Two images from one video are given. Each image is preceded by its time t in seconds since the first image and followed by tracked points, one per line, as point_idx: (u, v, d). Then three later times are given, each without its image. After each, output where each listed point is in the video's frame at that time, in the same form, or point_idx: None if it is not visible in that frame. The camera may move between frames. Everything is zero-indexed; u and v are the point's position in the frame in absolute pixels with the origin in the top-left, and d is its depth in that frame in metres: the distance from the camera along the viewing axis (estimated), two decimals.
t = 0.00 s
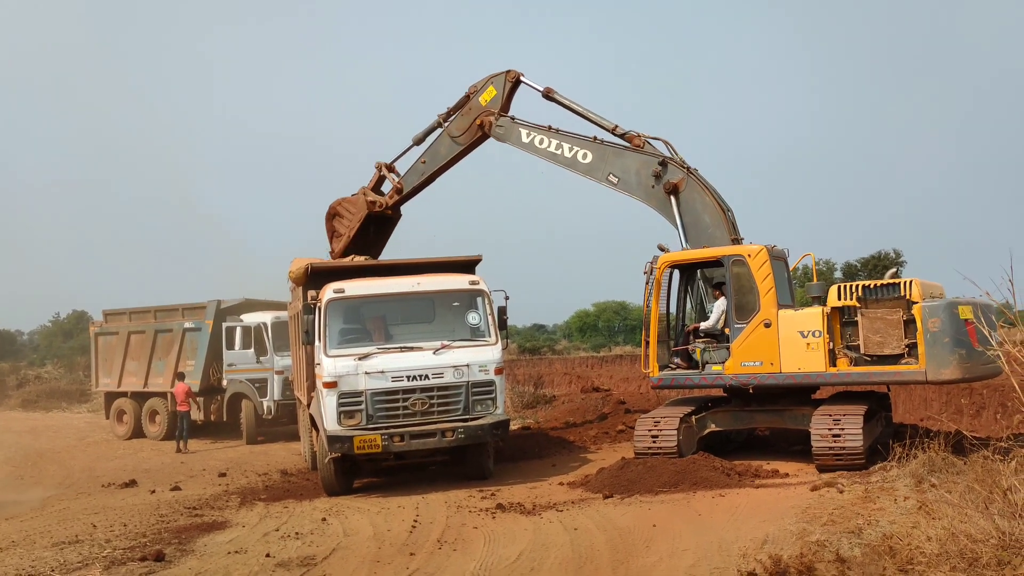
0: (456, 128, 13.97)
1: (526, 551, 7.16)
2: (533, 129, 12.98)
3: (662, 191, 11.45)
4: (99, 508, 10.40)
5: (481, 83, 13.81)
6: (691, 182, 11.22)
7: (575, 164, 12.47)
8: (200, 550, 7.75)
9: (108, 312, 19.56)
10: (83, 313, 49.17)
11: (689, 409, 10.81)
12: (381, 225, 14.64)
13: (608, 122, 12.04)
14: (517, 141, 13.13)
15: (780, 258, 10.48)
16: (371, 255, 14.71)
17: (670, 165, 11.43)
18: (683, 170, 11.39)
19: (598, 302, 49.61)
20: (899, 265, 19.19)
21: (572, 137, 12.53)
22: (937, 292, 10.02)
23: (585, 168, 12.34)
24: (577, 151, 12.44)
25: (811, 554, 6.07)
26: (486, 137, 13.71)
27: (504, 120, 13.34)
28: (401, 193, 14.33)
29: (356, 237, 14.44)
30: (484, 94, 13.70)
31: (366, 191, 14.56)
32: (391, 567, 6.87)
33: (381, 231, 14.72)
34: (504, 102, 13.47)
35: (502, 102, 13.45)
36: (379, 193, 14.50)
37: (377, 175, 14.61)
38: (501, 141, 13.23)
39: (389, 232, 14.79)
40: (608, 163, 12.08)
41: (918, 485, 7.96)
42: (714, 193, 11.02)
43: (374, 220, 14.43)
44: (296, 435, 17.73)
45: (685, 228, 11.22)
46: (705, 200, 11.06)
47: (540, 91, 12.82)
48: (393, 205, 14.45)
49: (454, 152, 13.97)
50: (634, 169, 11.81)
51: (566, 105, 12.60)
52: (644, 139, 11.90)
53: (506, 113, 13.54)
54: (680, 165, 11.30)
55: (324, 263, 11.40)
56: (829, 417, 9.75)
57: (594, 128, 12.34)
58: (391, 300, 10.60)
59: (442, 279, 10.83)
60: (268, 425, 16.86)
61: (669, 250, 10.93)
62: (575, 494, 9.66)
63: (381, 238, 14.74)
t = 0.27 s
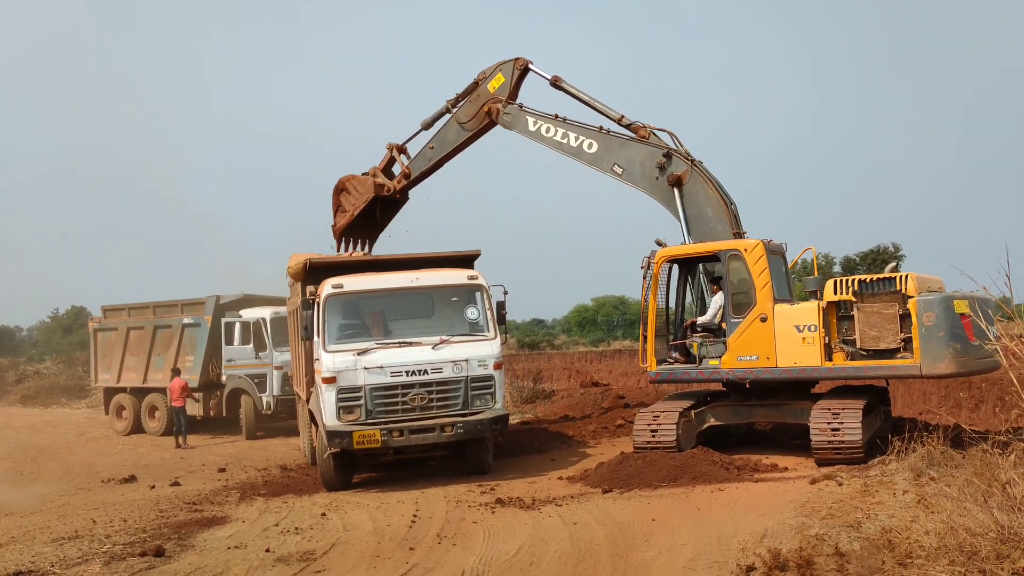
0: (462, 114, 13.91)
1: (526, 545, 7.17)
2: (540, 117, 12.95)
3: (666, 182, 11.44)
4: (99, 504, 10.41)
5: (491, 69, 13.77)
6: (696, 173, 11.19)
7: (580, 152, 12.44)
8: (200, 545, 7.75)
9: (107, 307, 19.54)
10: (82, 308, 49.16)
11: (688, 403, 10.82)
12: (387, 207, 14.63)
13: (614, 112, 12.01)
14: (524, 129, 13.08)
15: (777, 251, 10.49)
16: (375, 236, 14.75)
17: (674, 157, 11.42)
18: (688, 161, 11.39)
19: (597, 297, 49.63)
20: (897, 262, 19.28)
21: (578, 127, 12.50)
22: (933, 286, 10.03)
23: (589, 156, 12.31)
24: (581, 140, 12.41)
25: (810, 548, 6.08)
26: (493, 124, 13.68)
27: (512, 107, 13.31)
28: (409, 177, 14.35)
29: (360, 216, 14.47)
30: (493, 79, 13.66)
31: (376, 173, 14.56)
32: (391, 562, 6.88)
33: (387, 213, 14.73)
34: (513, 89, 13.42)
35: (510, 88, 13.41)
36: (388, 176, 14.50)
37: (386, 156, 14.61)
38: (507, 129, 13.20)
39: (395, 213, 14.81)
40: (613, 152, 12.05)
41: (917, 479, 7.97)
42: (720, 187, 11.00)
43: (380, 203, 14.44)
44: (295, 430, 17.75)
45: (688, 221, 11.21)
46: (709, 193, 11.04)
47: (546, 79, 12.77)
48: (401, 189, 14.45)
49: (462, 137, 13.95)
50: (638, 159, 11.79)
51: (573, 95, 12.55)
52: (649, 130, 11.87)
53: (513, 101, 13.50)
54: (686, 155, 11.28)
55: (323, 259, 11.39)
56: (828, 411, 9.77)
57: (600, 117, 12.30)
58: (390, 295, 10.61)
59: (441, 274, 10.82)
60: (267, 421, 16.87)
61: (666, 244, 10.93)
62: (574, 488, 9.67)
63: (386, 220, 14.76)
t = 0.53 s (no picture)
0: (475, 103, 13.92)
1: (527, 542, 7.17)
2: (551, 108, 12.92)
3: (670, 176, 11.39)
4: (100, 501, 10.41)
5: (506, 57, 13.72)
6: (702, 167, 11.13)
7: (588, 144, 12.43)
8: (200, 542, 7.76)
9: (107, 304, 19.55)
10: (82, 305, 49.17)
11: (688, 400, 10.82)
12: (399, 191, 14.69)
13: (623, 104, 11.95)
14: (535, 119, 13.10)
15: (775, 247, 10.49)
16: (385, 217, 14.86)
17: (679, 151, 11.35)
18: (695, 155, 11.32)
19: (597, 294, 49.64)
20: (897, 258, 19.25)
21: (588, 119, 12.48)
22: (931, 282, 9.97)
23: (596, 148, 12.30)
24: (590, 132, 12.41)
25: (810, 544, 6.09)
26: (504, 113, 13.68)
27: (523, 97, 13.29)
28: (422, 162, 14.39)
29: (372, 197, 14.56)
30: (507, 68, 13.62)
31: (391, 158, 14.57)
32: (391, 558, 6.89)
33: (399, 196, 14.80)
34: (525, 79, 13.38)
35: (523, 78, 13.38)
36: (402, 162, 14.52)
37: (403, 140, 14.63)
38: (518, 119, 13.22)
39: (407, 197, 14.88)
40: (620, 144, 12.03)
41: (917, 475, 7.97)
42: (725, 182, 10.97)
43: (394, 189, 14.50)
44: (296, 427, 17.76)
45: (692, 215, 11.20)
46: (713, 188, 11.00)
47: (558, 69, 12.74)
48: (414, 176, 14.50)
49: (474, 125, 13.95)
50: (645, 152, 11.76)
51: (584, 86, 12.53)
52: (657, 123, 11.82)
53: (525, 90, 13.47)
54: (692, 149, 11.21)
55: (324, 255, 11.39)
56: (829, 407, 9.77)
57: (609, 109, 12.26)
58: (391, 292, 10.59)
59: (442, 271, 10.82)
60: (268, 418, 16.87)
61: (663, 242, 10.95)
62: (575, 484, 9.67)
63: (398, 203, 14.83)
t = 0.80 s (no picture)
0: (494, 95, 13.93)
1: (528, 540, 7.17)
2: (566, 100, 12.91)
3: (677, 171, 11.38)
4: (102, 499, 10.42)
5: (525, 48, 13.66)
6: (711, 162, 11.08)
7: (601, 138, 12.45)
8: (202, 540, 7.76)
9: (108, 303, 19.57)
10: (84, 304, 49.19)
11: (690, 398, 10.81)
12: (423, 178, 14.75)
13: (634, 99, 11.91)
14: (550, 111, 13.12)
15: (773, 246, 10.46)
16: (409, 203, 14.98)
17: (688, 147, 11.32)
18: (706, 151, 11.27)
19: (598, 292, 49.64)
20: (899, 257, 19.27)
21: (602, 113, 12.48)
22: (928, 280, 9.90)
23: (609, 142, 12.31)
24: (603, 126, 12.42)
25: (812, 542, 6.09)
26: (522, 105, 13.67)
27: (539, 89, 13.28)
28: (443, 151, 14.42)
29: (395, 184, 14.67)
30: (527, 60, 13.57)
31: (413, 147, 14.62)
32: (393, 556, 6.89)
33: (422, 183, 14.88)
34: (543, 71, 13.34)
35: (540, 71, 13.36)
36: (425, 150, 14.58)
37: (425, 129, 14.64)
38: (533, 111, 13.24)
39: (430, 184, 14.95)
40: (632, 138, 12.04)
41: (919, 473, 7.96)
42: (731, 178, 10.88)
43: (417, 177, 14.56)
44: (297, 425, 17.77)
45: (698, 212, 11.18)
46: (719, 184, 10.94)
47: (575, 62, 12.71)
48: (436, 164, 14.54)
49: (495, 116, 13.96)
50: (654, 147, 11.76)
51: (599, 79, 12.52)
52: (668, 118, 11.77)
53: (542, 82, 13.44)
54: (701, 145, 11.18)
55: (325, 254, 11.38)
56: (830, 406, 9.76)
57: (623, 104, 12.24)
58: (392, 291, 10.59)
59: (443, 270, 10.83)
60: (269, 416, 16.87)
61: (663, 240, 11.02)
62: (577, 482, 9.68)
63: (421, 190, 14.91)
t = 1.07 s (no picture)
0: (516, 87, 14.00)
1: (530, 538, 7.17)
2: (583, 94, 12.90)
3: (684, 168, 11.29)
4: (104, 497, 10.43)
5: (547, 42, 13.66)
6: (719, 159, 10.96)
7: (614, 131, 12.42)
8: (204, 538, 7.77)
9: (110, 302, 19.57)
10: (85, 303, 49.22)
11: (691, 396, 10.81)
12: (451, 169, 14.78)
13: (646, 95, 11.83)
14: (568, 106, 13.11)
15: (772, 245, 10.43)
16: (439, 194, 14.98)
17: (695, 144, 11.21)
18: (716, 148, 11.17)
19: (599, 291, 49.64)
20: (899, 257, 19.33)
21: (615, 108, 12.43)
22: (922, 279, 9.79)
23: (620, 135, 12.30)
24: (615, 120, 12.39)
25: (813, 540, 6.09)
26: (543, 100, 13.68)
27: (559, 83, 13.26)
28: (470, 143, 14.45)
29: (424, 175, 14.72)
30: (550, 53, 13.57)
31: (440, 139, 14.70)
32: (395, 555, 6.89)
33: (450, 175, 14.92)
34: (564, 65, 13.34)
35: (560, 66, 13.36)
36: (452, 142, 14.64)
37: (453, 121, 14.67)
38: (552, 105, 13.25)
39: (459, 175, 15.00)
40: (643, 132, 11.98)
41: (921, 472, 7.96)
42: (738, 177, 10.77)
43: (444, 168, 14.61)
44: (299, 424, 17.78)
45: (704, 209, 11.10)
46: (724, 182, 10.83)
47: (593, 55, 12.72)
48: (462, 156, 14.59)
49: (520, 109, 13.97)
50: (663, 143, 11.68)
51: (615, 74, 12.51)
52: (678, 114, 11.65)
53: (563, 75, 13.41)
54: (709, 142, 11.07)
55: (327, 252, 11.39)
56: (832, 404, 9.76)
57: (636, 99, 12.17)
58: (393, 290, 10.59)
59: (445, 268, 10.83)
60: (271, 414, 16.88)
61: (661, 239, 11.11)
62: (578, 481, 9.68)
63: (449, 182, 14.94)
